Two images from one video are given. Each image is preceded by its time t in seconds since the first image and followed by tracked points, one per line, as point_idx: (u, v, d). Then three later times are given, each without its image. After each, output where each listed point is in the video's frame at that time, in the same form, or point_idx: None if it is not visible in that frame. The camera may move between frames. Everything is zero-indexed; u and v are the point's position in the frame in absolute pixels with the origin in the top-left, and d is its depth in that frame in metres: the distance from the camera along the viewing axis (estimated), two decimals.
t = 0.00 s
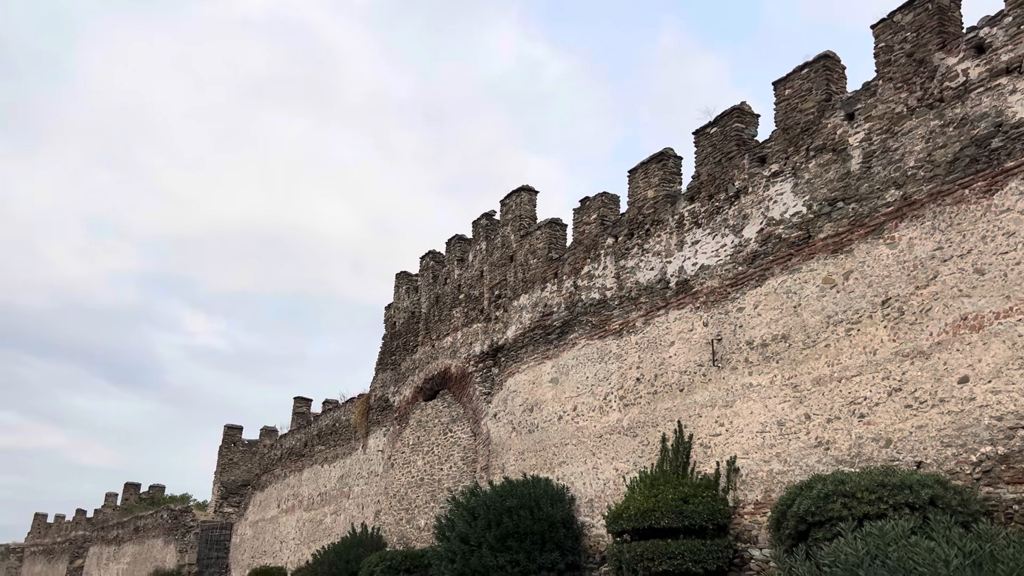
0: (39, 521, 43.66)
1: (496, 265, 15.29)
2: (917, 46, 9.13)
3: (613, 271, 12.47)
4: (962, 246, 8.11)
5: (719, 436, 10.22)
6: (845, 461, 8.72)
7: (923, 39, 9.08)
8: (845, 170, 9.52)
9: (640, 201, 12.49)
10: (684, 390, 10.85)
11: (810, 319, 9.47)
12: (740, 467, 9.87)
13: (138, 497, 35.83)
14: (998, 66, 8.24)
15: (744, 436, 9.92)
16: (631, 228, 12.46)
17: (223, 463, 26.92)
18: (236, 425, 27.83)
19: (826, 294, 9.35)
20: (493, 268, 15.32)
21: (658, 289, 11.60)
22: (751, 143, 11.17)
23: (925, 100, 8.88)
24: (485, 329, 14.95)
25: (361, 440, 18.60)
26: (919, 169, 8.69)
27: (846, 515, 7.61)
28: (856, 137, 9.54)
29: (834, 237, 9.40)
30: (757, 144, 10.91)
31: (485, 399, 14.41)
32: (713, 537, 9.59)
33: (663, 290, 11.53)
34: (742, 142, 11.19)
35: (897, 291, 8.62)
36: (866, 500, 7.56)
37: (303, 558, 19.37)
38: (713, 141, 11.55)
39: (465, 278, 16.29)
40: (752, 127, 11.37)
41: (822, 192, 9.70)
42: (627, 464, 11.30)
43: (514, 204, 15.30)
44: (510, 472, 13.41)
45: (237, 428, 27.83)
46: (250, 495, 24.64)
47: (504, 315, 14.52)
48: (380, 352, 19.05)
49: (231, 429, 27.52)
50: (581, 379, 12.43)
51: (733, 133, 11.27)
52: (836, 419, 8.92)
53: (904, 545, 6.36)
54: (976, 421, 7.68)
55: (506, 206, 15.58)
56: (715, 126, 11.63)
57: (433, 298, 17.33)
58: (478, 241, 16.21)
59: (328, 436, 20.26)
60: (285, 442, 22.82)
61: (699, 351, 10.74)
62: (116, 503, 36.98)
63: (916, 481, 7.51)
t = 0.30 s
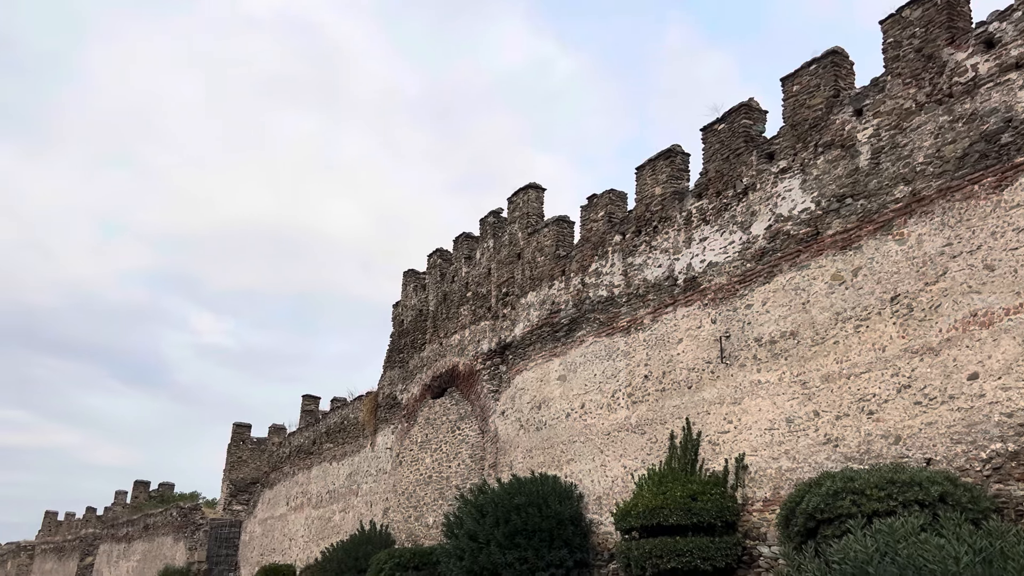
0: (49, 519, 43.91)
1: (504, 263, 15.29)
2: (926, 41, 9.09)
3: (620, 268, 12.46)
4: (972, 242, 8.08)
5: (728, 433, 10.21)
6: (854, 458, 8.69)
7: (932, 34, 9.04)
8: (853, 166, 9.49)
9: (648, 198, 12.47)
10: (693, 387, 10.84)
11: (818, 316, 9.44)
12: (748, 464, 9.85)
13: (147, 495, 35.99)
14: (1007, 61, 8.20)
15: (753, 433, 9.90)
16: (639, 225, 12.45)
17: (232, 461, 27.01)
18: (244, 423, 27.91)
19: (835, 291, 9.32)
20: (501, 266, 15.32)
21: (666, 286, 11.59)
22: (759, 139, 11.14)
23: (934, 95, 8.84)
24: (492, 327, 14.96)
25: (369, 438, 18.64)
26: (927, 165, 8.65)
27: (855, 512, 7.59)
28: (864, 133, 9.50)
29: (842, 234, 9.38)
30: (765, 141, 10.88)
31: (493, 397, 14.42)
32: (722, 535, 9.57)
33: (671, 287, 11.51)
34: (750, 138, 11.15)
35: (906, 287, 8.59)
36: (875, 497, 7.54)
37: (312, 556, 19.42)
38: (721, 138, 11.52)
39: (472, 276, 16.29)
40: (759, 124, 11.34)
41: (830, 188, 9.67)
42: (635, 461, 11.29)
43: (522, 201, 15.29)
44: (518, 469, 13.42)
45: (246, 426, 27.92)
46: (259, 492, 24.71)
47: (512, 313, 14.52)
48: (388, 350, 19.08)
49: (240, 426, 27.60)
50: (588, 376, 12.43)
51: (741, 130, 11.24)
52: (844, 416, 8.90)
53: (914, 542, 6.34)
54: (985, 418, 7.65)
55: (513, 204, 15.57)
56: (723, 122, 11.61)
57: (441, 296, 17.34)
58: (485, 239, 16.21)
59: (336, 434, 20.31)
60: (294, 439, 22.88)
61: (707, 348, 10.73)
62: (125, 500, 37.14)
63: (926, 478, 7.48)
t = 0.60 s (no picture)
0: (59, 517, 44.14)
1: (511, 260, 15.28)
2: (935, 37, 9.04)
3: (628, 265, 12.44)
4: (981, 238, 8.04)
5: (736, 430, 10.19)
6: (863, 455, 8.67)
7: (940, 29, 8.99)
8: (862, 162, 9.45)
9: (656, 195, 12.45)
10: (701, 384, 10.82)
11: (827, 313, 9.41)
12: (757, 462, 9.84)
13: (157, 493, 36.15)
14: (1017, 56, 8.15)
15: (761, 430, 9.88)
16: (646, 222, 12.43)
17: (241, 459, 27.09)
18: (253, 421, 27.99)
19: (843, 288, 9.29)
20: (508, 264, 15.32)
21: (674, 283, 11.57)
22: (767, 135, 11.11)
23: (943, 91, 8.80)
24: (500, 324, 14.96)
25: (377, 436, 18.67)
26: (936, 161, 8.62)
27: (864, 509, 7.57)
28: (872, 129, 9.47)
29: (851, 230, 9.34)
30: (773, 137, 10.84)
31: (501, 394, 14.43)
32: (731, 532, 9.55)
33: (678, 284, 11.50)
34: (758, 134, 11.12)
35: (915, 283, 8.55)
36: (884, 495, 7.51)
37: (320, 553, 19.47)
38: (729, 134, 11.50)
39: (480, 273, 16.30)
40: (767, 120, 11.31)
41: (838, 184, 9.63)
42: (643, 458, 11.28)
43: (529, 199, 15.28)
44: (526, 466, 13.42)
45: (254, 424, 27.99)
46: (267, 490, 24.78)
47: (519, 311, 14.52)
48: (395, 348, 19.10)
49: (249, 424, 27.68)
50: (596, 374, 12.42)
51: (749, 126, 11.21)
52: (853, 413, 8.87)
53: (923, 539, 6.31)
54: (995, 415, 7.62)
55: (520, 202, 15.56)
56: (730, 119, 11.58)
57: (448, 294, 17.34)
58: (493, 237, 16.21)
59: (345, 432, 20.35)
60: (302, 437, 22.93)
61: (715, 345, 10.71)
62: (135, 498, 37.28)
63: (935, 475, 7.46)
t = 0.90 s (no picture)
0: (69, 515, 44.36)
1: (518, 258, 15.28)
2: (943, 32, 9.00)
3: (635, 263, 12.43)
4: (990, 234, 8.01)
5: (744, 428, 10.17)
6: (871, 452, 8.64)
7: (948, 25, 8.96)
8: (869, 159, 9.42)
9: (663, 192, 12.43)
10: (708, 382, 10.80)
11: (835, 310, 9.39)
12: (765, 459, 9.82)
13: (166, 492, 36.29)
14: None
15: (769, 427, 9.86)
16: (653, 219, 12.41)
17: (249, 457, 27.16)
18: (261, 419, 28.06)
19: (851, 285, 9.26)
20: (515, 262, 15.31)
21: (681, 280, 11.55)
22: (774, 132, 11.08)
23: (951, 86, 8.76)
24: (507, 322, 14.96)
25: (385, 434, 18.70)
26: (945, 157, 8.58)
27: (873, 506, 7.55)
28: (880, 125, 9.43)
29: (859, 227, 9.32)
30: (780, 134, 10.82)
31: (508, 392, 14.43)
32: (739, 529, 9.53)
33: (686, 282, 11.48)
34: (765, 131, 11.10)
35: (923, 280, 8.53)
36: (893, 492, 7.50)
37: (329, 551, 19.51)
38: (736, 131, 11.47)
39: (487, 272, 16.30)
40: (774, 117, 11.28)
41: (846, 181, 9.61)
42: (651, 456, 11.27)
43: (535, 196, 15.28)
44: (534, 464, 13.43)
45: (262, 422, 28.07)
46: (276, 488, 24.85)
47: (526, 309, 14.52)
48: (402, 346, 19.12)
49: (257, 423, 27.76)
50: (603, 371, 12.41)
51: (756, 123, 11.19)
52: (862, 410, 8.85)
53: (932, 536, 6.29)
54: (1004, 412, 7.59)
55: (527, 200, 15.56)
56: (737, 116, 11.56)
57: (455, 292, 17.35)
58: (500, 235, 16.21)
59: (352, 430, 20.39)
60: (310, 436, 22.98)
61: (723, 342, 10.69)
62: (143, 496, 37.40)
63: (944, 473, 7.44)
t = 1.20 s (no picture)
0: (78, 513, 44.57)
1: (525, 256, 15.27)
2: (951, 28, 8.96)
3: (642, 260, 12.41)
4: (999, 230, 7.97)
5: (752, 425, 10.16)
6: (880, 449, 8.62)
7: (957, 20, 8.91)
8: (877, 155, 9.39)
9: (670, 189, 12.41)
10: (716, 379, 10.78)
11: (843, 307, 9.36)
12: (773, 456, 9.80)
13: (175, 490, 36.43)
14: None
15: (777, 425, 9.84)
16: (660, 216, 12.39)
17: (257, 455, 27.23)
18: (269, 418, 28.12)
19: (859, 281, 9.24)
20: (522, 259, 15.31)
21: (688, 277, 11.54)
22: (781, 129, 11.05)
23: (959, 82, 8.72)
24: (514, 320, 14.96)
25: (392, 432, 18.72)
26: (953, 153, 8.55)
27: (881, 503, 7.53)
28: (888, 121, 9.40)
29: (867, 223, 9.29)
30: (787, 130, 10.79)
31: (515, 390, 14.44)
32: (746, 527, 9.52)
33: (693, 279, 11.46)
34: (772, 128, 11.06)
35: (932, 277, 8.50)
36: (902, 489, 7.48)
37: (337, 549, 19.56)
38: (743, 128, 11.44)
39: (493, 269, 16.30)
40: (781, 113, 11.25)
41: (854, 177, 9.57)
42: (659, 453, 11.26)
43: (542, 194, 15.27)
44: (541, 462, 13.43)
45: (270, 420, 28.13)
46: (284, 486, 24.90)
47: (533, 306, 14.51)
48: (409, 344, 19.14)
49: (265, 421, 27.82)
50: (610, 369, 12.40)
51: (763, 119, 11.16)
52: (870, 407, 8.82)
53: (941, 533, 6.26)
54: (1013, 408, 7.56)
55: (533, 197, 15.55)
56: (744, 112, 11.52)
57: (462, 290, 17.36)
58: (506, 232, 16.20)
59: (360, 428, 20.42)
60: (318, 433, 23.03)
61: (730, 340, 10.67)
62: (151, 495, 37.54)
63: (953, 470, 7.41)
